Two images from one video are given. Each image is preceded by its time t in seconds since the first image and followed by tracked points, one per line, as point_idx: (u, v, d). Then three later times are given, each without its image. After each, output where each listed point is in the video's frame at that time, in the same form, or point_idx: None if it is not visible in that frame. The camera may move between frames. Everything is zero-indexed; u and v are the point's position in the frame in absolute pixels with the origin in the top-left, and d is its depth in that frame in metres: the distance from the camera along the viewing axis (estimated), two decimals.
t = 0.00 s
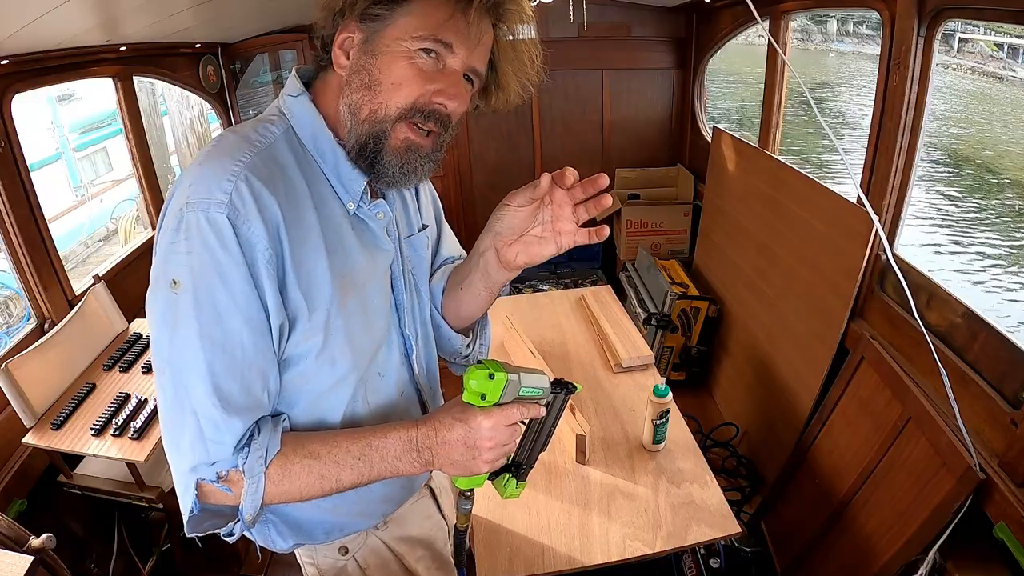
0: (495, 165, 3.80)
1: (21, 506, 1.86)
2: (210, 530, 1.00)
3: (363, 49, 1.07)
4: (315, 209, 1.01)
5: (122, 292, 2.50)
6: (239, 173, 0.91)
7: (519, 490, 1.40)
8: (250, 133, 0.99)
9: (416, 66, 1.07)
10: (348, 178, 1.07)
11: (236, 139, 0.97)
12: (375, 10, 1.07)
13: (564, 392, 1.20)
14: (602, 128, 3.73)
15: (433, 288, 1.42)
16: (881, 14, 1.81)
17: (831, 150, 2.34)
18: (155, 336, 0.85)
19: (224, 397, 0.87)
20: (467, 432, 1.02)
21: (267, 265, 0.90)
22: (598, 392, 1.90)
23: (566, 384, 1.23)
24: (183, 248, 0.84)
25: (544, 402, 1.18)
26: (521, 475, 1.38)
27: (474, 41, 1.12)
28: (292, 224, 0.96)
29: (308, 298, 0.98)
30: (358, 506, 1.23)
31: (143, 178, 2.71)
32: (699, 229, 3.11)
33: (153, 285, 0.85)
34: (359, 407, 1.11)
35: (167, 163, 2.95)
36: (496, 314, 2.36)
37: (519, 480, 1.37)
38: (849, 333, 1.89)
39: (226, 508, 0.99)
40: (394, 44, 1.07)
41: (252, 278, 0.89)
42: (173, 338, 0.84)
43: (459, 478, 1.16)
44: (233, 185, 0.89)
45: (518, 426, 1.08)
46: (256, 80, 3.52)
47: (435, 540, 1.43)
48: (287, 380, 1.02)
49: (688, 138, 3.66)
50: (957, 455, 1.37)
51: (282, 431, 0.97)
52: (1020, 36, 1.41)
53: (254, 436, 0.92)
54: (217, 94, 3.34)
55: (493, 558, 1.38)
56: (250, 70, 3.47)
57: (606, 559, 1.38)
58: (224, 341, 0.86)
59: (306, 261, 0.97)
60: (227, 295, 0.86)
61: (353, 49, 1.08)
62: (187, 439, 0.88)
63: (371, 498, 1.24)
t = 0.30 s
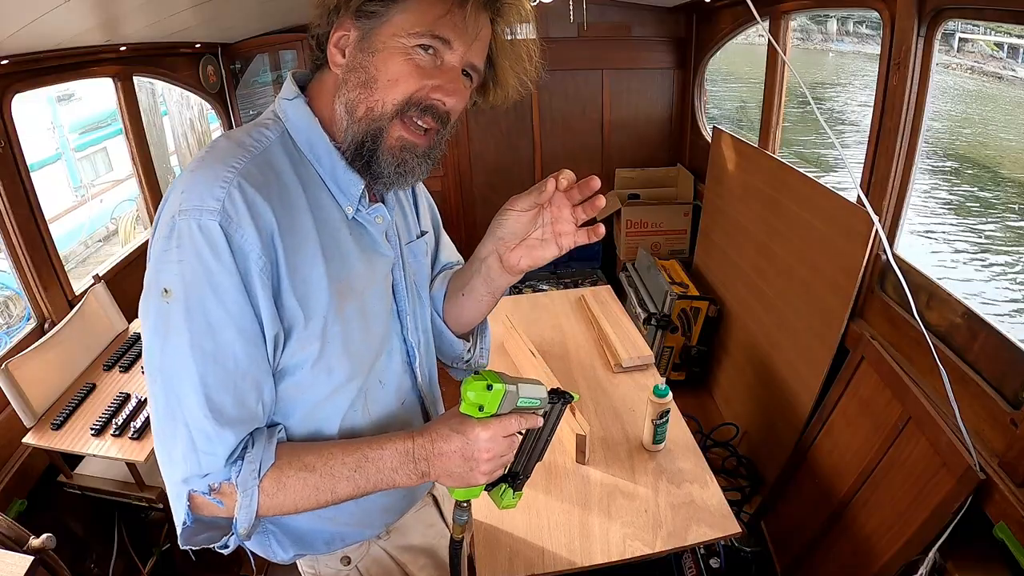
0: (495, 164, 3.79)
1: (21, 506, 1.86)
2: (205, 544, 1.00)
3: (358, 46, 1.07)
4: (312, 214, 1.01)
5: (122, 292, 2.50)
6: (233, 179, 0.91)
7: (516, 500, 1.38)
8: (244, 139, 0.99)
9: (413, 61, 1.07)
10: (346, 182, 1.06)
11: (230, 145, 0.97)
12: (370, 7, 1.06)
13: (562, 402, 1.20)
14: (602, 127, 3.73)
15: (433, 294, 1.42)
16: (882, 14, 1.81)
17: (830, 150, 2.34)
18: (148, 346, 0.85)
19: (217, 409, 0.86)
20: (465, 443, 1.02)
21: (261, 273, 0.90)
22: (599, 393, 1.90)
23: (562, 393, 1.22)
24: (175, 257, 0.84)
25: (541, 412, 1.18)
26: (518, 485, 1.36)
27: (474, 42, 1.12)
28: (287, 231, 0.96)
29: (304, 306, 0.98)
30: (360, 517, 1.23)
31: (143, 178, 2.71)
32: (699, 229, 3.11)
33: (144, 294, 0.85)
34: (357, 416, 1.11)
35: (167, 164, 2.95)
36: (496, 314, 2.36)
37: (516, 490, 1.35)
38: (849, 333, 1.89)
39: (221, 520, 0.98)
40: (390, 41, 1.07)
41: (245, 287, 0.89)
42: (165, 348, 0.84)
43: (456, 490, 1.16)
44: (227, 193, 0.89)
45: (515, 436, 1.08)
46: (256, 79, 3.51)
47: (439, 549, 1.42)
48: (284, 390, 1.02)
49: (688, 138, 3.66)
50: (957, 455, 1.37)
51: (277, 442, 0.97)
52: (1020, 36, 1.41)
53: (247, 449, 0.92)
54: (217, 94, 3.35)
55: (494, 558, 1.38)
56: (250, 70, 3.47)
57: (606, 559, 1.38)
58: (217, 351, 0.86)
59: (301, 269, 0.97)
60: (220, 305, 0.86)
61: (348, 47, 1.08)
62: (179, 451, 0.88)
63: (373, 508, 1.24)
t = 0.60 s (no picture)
0: (495, 164, 3.79)
1: (21, 506, 1.86)
2: (209, 558, 1.01)
3: (348, 48, 1.06)
4: (305, 220, 1.01)
5: (122, 292, 2.51)
6: (221, 191, 0.90)
7: (518, 509, 1.36)
8: (231, 148, 0.99)
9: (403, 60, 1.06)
10: (337, 182, 1.06)
11: (218, 155, 0.97)
12: (358, 9, 1.05)
13: (565, 411, 1.19)
14: (602, 127, 3.73)
15: (431, 292, 1.41)
16: (882, 14, 1.81)
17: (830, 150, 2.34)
18: (143, 361, 0.85)
19: (212, 424, 0.86)
20: (464, 454, 1.01)
21: (253, 284, 0.89)
22: (598, 393, 1.90)
23: (566, 401, 1.21)
24: (165, 271, 0.84)
25: (544, 421, 1.17)
26: (520, 495, 1.34)
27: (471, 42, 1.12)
28: (280, 238, 0.96)
29: (301, 314, 0.98)
30: (377, 517, 1.25)
31: (144, 178, 2.71)
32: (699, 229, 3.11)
33: (137, 308, 0.85)
34: (359, 420, 1.11)
35: (167, 164, 2.95)
36: (496, 314, 2.36)
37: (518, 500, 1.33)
38: (849, 333, 1.89)
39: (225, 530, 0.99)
40: (380, 41, 1.05)
41: (238, 298, 0.88)
42: (159, 362, 0.84)
43: (458, 500, 1.14)
44: (216, 205, 0.89)
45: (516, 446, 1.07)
46: (256, 79, 3.52)
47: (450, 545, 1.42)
48: (285, 397, 1.02)
49: (688, 138, 3.66)
50: (957, 455, 1.37)
51: (276, 454, 0.98)
52: (1020, 36, 1.41)
53: (244, 461, 0.92)
54: (217, 94, 3.35)
55: (494, 558, 1.38)
56: (250, 70, 3.47)
57: (606, 559, 1.38)
58: (210, 366, 0.86)
59: (296, 276, 0.97)
60: (212, 319, 0.85)
61: (336, 48, 1.07)
62: (175, 466, 0.88)
63: (389, 507, 1.26)
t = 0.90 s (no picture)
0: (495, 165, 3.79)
1: (20, 506, 1.86)
2: (225, 546, 1.02)
3: (326, 39, 1.06)
4: (302, 214, 1.01)
5: (122, 292, 2.51)
6: (219, 191, 0.90)
7: (526, 491, 1.39)
8: (225, 149, 0.99)
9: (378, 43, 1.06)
10: (331, 174, 1.06)
11: (213, 156, 0.97)
12: None
13: (569, 391, 1.19)
14: (602, 127, 3.73)
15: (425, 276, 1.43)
16: (882, 14, 1.81)
17: (830, 150, 2.34)
18: (152, 362, 0.86)
19: (222, 417, 0.87)
20: (469, 438, 1.00)
21: (255, 280, 0.90)
22: (599, 393, 1.90)
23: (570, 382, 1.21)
24: (169, 273, 0.84)
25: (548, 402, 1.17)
26: (528, 476, 1.37)
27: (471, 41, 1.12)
28: (278, 233, 0.96)
29: (304, 306, 0.99)
30: (384, 500, 1.27)
31: (143, 178, 2.71)
32: (699, 229, 3.11)
33: (144, 310, 0.85)
34: (364, 407, 1.11)
35: (167, 164, 2.95)
36: (496, 314, 2.36)
37: (526, 481, 1.36)
38: (849, 333, 1.89)
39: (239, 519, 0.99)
40: (356, 30, 1.06)
41: (241, 294, 0.88)
42: (167, 362, 0.85)
43: (465, 483, 1.15)
44: (216, 206, 0.89)
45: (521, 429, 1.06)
46: (256, 79, 3.52)
47: (456, 530, 1.43)
48: (290, 386, 1.02)
49: (688, 137, 3.66)
50: (957, 455, 1.37)
51: (285, 443, 0.98)
52: (1020, 36, 1.41)
53: (253, 452, 0.92)
54: (217, 94, 3.35)
55: (494, 558, 1.38)
56: (249, 70, 3.48)
57: (606, 559, 1.38)
58: (217, 362, 0.86)
59: (297, 268, 0.98)
60: (217, 316, 0.86)
61: (316, 42, 1.07)
62: (188, 459, 0.88)
63: (396, 492, 1.28)
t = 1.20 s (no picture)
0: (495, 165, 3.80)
1: (21, 506, 1.86)
2: (218, 518, 1.03)
3: (317, 35, 1.05)
4: (298, 204, 1.02)
5: (122, 292, 2.51)
6: (217, 182, 0.92)
7: (513, 482, 1.39)
8: (227, 144, 1.01)
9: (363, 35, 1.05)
10: (326, 168, 1.07)
11: (215, 150, 0.98)
12: None
13: (556, 382, 1.18)
14: (602, 127, 3.73)
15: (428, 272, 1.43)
16: (882, 14, 1.81)
17: (830, 150, 2.34)
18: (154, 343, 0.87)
19: (218, 396, 0.88)
20: (452, 425, 0.99)
21: (250, 266, 0.91)
22: (599, 393, 1.90)
23: (558, 374, 1.20)
24: (170, 259, 0.86)
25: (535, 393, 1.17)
26: (515, 467, 1.37)
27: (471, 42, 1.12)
28: (274, 222, 0.97)
29: (298, 292, 0.99)
30: (378, 483, 1.26)
31: (143, 178, 2.71)
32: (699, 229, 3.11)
33: (148, 294, 0.87)
34: (358, 391, 1.12)
35: (167, 164, 2.94)
36: (496, 314, 2.36)
37: (513, 472, 1.37)
38: (849, 333, 1.89)
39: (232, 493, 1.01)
40: (344, 25, 1.05)
41: (236, 280, 0.90)
42: (167, 345, 0.86)
43: (450, 470, 1.14)
44: (214, 196, 0.90)
45: (506, 418, 1.05)
46: (256, 79, 3.53)
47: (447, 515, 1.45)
48: (285, 370, 1.03)
49: (688, 137, 3.66)
50: (957, 455, 1.37)
51: (278, 422, 0.98)
52: (1020, 36, 1.41)
53: (246, 428, 0.92)
54: (217, 94, 3.35)
55: (494, 557, 1.38)
56: (249, 70, 3.48)
57: (607, 559, 1.38)
58: (214, 345, 0.87)
59: (292, 256, 0.99)
60: (213, 300, 0.87)
61: (310, 38, 1.07)
62: (185, 434, 0.90)
63: (387, 475, 1.27)
